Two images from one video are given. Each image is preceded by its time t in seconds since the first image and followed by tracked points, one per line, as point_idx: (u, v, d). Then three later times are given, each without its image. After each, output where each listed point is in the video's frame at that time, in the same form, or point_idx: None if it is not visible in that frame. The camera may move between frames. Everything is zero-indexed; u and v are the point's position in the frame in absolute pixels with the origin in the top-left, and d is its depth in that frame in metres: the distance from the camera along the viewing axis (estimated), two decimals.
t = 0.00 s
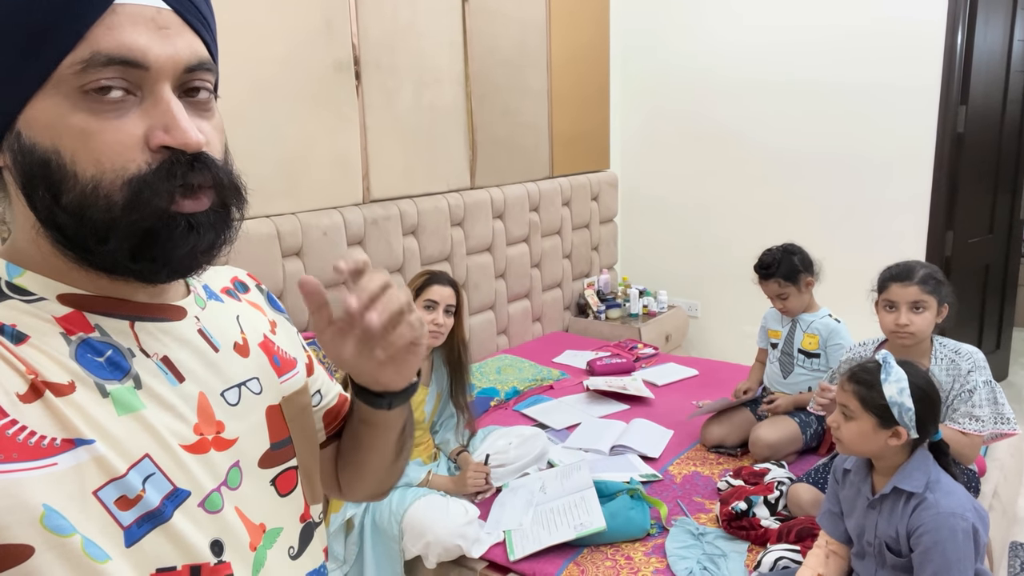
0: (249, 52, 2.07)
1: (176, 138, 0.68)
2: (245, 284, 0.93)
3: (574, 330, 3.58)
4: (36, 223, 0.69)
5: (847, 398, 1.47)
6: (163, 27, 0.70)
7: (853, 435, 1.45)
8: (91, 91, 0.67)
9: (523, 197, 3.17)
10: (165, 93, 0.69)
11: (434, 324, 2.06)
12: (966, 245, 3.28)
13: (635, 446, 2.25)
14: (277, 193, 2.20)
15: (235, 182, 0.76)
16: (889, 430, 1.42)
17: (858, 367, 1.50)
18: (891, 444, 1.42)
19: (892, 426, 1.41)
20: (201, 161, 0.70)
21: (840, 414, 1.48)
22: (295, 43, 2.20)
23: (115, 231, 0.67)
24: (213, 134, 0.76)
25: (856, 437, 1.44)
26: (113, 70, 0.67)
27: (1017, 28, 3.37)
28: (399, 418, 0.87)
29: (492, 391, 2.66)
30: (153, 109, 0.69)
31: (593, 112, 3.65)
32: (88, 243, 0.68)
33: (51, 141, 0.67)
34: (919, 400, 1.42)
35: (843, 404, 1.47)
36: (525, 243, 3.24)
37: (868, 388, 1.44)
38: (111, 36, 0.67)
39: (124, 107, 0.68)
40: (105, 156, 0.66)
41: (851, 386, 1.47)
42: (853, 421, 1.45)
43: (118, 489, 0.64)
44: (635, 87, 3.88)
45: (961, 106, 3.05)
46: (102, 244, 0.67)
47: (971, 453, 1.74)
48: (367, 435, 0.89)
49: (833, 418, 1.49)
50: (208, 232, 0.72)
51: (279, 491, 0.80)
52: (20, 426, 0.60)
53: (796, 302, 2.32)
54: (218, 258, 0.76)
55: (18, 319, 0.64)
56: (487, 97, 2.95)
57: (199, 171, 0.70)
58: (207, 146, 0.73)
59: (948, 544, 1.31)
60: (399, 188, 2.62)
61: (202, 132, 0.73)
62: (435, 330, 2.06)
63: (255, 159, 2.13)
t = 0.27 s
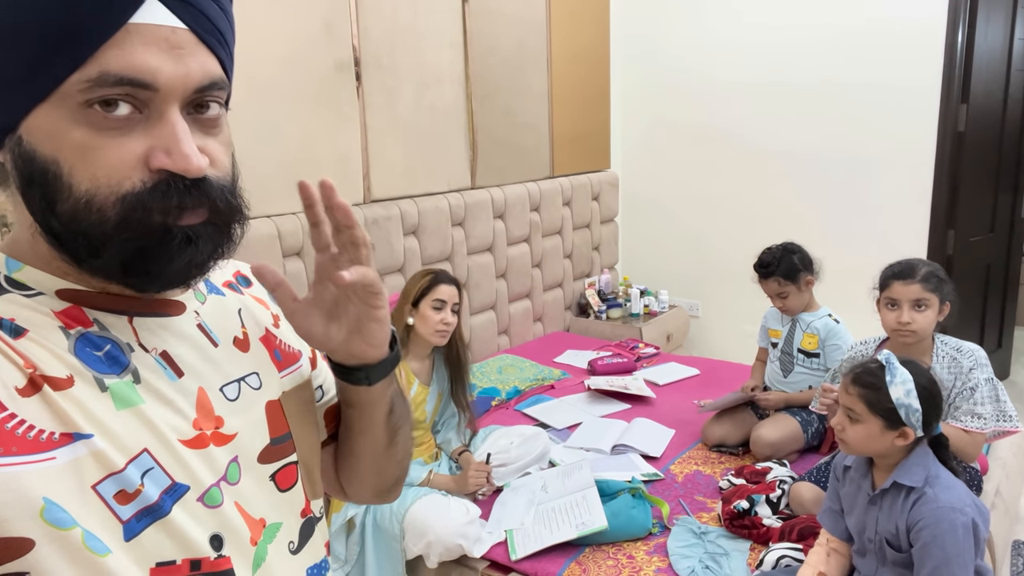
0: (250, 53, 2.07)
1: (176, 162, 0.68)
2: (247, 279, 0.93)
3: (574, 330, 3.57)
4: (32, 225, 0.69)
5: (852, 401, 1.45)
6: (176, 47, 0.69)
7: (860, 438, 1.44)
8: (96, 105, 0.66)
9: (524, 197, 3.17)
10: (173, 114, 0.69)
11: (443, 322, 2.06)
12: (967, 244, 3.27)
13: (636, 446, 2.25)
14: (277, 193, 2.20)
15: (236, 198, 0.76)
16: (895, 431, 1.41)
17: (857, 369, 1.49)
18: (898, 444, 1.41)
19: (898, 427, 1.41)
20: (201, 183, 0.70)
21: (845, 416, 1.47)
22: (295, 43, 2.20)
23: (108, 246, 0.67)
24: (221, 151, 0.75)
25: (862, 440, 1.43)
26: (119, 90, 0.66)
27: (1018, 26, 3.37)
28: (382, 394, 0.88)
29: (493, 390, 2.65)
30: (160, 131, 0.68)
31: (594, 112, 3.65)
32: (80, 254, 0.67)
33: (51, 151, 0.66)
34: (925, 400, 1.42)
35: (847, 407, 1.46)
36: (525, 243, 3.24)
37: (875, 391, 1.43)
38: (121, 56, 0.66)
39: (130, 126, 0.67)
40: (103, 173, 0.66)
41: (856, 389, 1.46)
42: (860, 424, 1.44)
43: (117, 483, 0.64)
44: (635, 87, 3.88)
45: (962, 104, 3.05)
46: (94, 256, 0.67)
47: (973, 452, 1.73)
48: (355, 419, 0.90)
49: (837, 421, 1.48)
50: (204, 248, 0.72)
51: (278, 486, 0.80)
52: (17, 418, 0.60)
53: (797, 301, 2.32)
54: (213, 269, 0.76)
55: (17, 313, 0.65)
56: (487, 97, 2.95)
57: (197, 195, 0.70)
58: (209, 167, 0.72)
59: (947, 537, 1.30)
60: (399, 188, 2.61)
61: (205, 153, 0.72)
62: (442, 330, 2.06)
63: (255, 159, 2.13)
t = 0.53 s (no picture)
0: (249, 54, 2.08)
1: (193, 158, 0.68)
2: (254, 276, 0.94)
3: (574, 330, 3.58)
4: (46, 221, 0.69)
5: (848, 402, 1.45)
6: (192, 41, 0.69)
7: (858, 438, 1.44)
8: (116, 104, 0.67)
9: (523, 197, 3.17)
10: (189, 110, 0.69)
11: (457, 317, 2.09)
12: (965, 243, 3.28)
13: (637, 445, 2.25)
14: (276, 194, 2.21)
15: (249, 200, 0.75)
16: (894, 428, 1.41)
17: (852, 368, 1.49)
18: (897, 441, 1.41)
19: (896, 424, 1.41)
20: (216, 181, 0.70)
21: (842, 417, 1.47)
22: (294, 45, 2.20)
23: (122, 246, 0.67)
24: (233, 143, 0.74)
25: (862, 439, 1.43)
26: (138, 88, 0.67)
27: (1014, 27, 3.38)
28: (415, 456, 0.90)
29: (493, 391, 2.65)
30: (176, 125, 0.68)
31: (592, 113, 3.66)
32: (96, 253, 0.68)
33: (71, 151, 0.67)
34: (921, 396, 1.42)
35: (844, 407, 1.46)
36: (524, 243, 3.25)
37: (870, 390, 1.43)
38: (139, 52, 0.66)
39: (145, 122, 0.68)
40: (121, 170, 0.66)
41: (852, 389, 1.45)
42: (858, 422, 1.44)
43: (124, 476, 0.65)
44: (633, 87, 3.89)
45: (960, 104, 3.06)
46: (109, 256, 0.68)
47: (972, 449, 1.74)
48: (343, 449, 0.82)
49: (835, 421, 1.48)
50: (217, 253, 0.72)
51: (284, 483, 0.79)
52: (26, 409, 0.61)
53: (796, 300, 2.32)
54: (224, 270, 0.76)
55: (29, 305, 0.66)
56: (485, 98, 2.96)
57: (212, 190, 0.70)
58: (224, 161, 0.72)
59: (947, 534, 1.31)
60: (398, 189, 2.62)
61: (221, 147, 0.72)
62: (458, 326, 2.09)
63: (255, 161, 2.13)
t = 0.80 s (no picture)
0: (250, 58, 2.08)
1: (275, 153, 0.77)
2: (256, 288, 0.94)
3: (573, 334, 3.58)
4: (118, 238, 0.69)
5: (844, 411, 1.46)
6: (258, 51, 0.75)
7: (856, 448, 1.44)
8: (216, 110, 0.71)
9: (523, 201, 3.17)
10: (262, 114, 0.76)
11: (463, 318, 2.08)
12: (964, 248, 3.29)
13: (637, 450, 2.25)
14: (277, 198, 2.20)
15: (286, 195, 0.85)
16: (889, 438, 1.41)
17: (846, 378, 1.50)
18: (894, 451, 1.41)
19: (892, 434, 1.41)
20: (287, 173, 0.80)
21: (839, 426, 1.48)
22: (296, 49, 2.21)
23: (232, 236, 0.73)
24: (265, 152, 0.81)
25: (859, 448, 1.44)
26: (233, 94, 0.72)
27: (1013, 33, 3.39)
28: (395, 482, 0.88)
29: (493, 395, 2.65)
30: (252, 127, 0.75)
31: (592, 117, 3.66)
32: (200, 250, 0.72)
33: (174, 154, 0.69)
34: (916, 406, 1.41)
35: (841, 417, 1.46)
36: (525, 247, 3.25)
37: (867, 400, 1.43)
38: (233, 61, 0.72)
39: (234, 125, 0.73)
40: (230, 168, 0.72)
41: (848, 399, 1.46)
42: (855, 433, 1.44)
43: (125, 493, 0.65)
44: (634, 92, 3.90)
45: (960, 110, 3.06)
46: (216, 248, 0.72)
47: (972, 456, 1.74)
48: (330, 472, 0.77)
49: (833, 430, 1.49)
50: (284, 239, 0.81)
51: (284, 496, 0.79)
52: (28, 430, 0.61)
53: (796, 306, 2.33)
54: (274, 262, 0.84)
55: (25, 325, 0.65)
56: (486, 102, 2.96)
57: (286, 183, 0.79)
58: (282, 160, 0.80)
59: (948, 544, 1.31)
60: (399, 193, 2.62)
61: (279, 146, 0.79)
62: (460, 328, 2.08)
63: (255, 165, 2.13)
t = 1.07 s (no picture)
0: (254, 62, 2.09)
1: (281, 152, 0.78)
2: (257, 292, 0.95)
3: (577, 337, 3.58)
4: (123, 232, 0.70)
5: (841, 407, 1.47)
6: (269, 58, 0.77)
7: (853, 445, 1.45)
8: (224, 106, 0.72)
9: (526, 204, 3.18)
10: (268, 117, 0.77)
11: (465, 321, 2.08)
12: (967, 249, 3.28)
13: (640, 452, 2.25)
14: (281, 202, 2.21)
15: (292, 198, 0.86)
16: (886, 437, 1.42)
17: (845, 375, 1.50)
18: (892, 450, 1.41)
19: (890, 433, 1.41)
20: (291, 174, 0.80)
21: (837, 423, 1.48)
22: (299, 53, 2.22)
23: (237, 230, 0.73)
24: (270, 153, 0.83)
25: (857, 446, 1.44)
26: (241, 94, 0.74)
27: (1016, 33, 3.39)
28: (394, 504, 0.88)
29: (496, 398, 2.66)
30: (259, 127, 0.76)
31: (595, 120, 3.67)
32: (207, 242, 0.72)
33: (185, 146, 0.70)
34: (915, 406, 1.41)
35: (839, 414, 1.47)
36: (528, 250, 3.25)
37: (864, 397, 1.44)
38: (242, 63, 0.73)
39: (240, 124, 0.74)
40: (236, 163, 0.73)
41: (846, 395, 1.47)
42: (853, 430, 1.45)
43: (125, 494, 0.66)
44: (636, 94, 3.90)
45: (962, 110, 3.06)
46: (222, 241, 0.73)
47: (978, 457, 1.74)
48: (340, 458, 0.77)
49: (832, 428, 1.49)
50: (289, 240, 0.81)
51: (283, 499, 0.80)
52: (31, 432, 0.61)
53: (803, 307, 2.33)
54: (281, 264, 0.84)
55: (28, 326, 0.65)
56: (489, 105, 2.97)
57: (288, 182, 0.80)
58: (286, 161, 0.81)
59: (952, 545, 1.31)
60: (402, 196, 2.63)
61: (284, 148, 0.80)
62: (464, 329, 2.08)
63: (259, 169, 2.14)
